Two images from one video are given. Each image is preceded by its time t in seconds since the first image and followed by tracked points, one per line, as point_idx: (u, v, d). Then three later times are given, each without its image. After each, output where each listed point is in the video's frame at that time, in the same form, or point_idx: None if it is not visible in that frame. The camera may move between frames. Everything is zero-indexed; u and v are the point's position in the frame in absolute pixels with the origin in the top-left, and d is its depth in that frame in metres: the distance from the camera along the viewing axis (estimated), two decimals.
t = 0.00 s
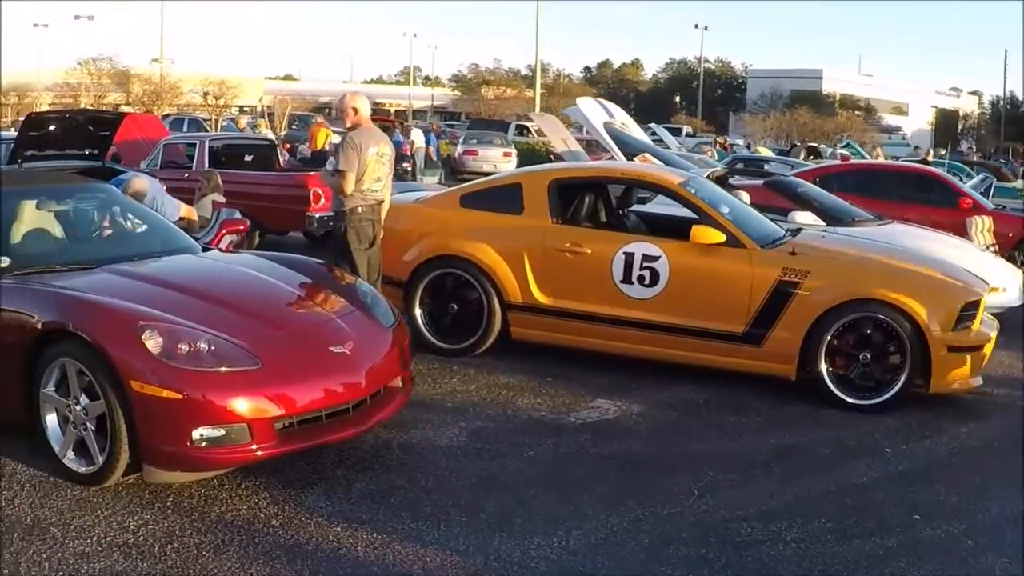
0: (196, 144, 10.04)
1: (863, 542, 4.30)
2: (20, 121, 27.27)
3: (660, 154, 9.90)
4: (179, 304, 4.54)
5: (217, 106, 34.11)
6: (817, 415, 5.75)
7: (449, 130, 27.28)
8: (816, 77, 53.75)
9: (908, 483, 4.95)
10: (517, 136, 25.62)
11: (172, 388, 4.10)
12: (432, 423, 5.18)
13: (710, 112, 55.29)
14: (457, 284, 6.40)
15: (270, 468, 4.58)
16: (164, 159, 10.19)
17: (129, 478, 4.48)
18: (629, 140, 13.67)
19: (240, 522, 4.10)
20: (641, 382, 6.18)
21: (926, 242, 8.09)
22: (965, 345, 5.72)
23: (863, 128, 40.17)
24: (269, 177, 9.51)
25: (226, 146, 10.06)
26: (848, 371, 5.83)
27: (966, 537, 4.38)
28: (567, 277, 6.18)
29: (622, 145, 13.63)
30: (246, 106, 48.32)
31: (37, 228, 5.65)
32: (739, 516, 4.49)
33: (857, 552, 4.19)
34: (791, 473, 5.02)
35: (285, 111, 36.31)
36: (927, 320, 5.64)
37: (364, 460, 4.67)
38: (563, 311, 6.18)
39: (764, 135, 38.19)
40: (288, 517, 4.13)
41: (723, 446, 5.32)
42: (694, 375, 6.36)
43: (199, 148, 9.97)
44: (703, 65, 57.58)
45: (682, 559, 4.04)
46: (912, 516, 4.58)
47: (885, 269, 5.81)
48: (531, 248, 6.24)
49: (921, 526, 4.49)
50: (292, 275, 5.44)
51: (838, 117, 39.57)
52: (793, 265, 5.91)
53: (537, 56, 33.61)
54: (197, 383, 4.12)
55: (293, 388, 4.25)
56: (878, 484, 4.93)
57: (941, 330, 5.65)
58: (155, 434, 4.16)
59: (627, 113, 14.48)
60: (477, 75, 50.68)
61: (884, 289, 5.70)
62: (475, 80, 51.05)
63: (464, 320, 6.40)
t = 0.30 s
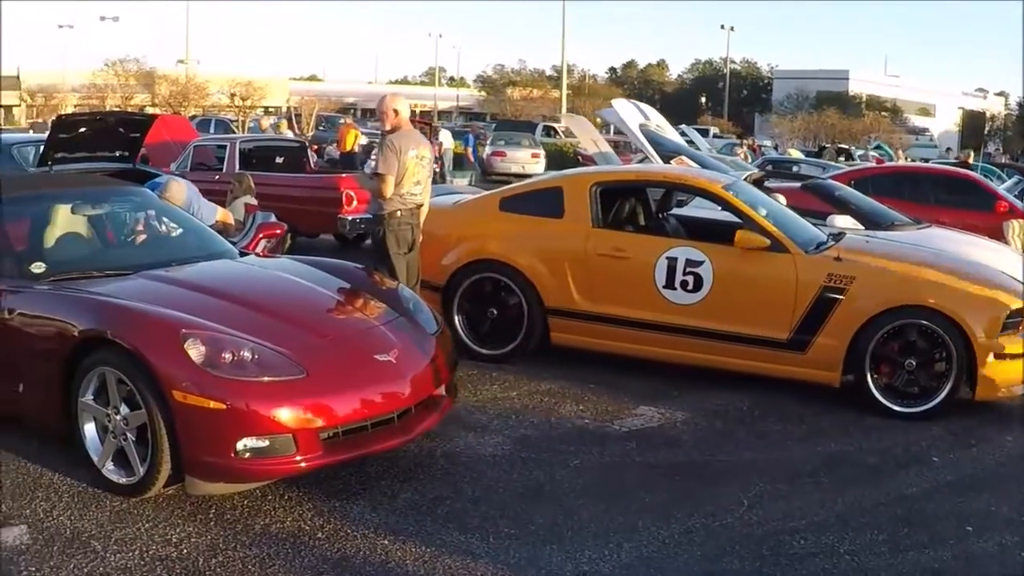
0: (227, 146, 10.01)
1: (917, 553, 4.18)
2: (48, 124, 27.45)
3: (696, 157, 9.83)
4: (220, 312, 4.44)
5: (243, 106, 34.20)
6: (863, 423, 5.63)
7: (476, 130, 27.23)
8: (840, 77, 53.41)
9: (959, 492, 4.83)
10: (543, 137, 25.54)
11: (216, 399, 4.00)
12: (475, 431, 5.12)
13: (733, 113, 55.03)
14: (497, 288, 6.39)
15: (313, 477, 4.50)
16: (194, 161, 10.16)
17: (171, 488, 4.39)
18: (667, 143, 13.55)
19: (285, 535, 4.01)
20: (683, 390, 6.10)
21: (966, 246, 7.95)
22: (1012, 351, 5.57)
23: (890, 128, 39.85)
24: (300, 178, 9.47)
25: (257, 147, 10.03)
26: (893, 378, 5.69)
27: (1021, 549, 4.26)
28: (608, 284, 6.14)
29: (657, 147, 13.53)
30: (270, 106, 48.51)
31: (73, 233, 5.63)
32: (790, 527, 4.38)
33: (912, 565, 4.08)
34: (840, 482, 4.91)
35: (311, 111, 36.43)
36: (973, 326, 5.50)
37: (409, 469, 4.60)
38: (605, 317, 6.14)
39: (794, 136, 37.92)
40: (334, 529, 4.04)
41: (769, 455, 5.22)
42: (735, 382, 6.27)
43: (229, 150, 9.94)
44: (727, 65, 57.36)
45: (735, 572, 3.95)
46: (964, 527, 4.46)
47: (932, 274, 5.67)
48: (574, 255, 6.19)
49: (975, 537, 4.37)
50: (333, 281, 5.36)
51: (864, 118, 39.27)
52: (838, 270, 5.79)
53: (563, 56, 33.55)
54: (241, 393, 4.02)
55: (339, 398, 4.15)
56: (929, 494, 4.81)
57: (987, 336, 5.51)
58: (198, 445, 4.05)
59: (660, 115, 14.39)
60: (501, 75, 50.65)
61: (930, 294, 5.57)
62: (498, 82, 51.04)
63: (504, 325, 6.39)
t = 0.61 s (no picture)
0: (259, 148, 10.04)
1: (965, 559, 4.12)
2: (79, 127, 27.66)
3: (729, 159, 9.78)
4: (264, 315, 4.42)
5: (270, 108, 34.38)
6: (904, 427, 5.56)
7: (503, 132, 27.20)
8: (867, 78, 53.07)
9: (1005, 497, 4.75)
10: (571, 139, 25.52)
11: (261, 403, 3.98)
12: (516, 434, 5.10)
13: (758, 114, 54.80)
14: (535, 291, 6.37)
15: (355, 482, 4.48)
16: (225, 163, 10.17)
17: (214, 493, 4.37)
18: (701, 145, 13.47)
19: (330, 539, 3.98)
20: (722, 393, 6.05)
21: (1006, 249, 7.85)
22: None
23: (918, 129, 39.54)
24: (333, 180, 9.48)
25: (289, 149, 10.05)
26: (933, 382, 5.62)
27: None
28: (646, 286, 6.10)
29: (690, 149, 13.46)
30: (296, 107, 48.69)
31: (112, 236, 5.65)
32: (836, 532, 4.33)
33: (961, 571, 4.01)
34: (886, 486, 4.85)
35: (337, 113, 36.53)
36: (1014, 331, 5.40)
37: (452, 474, 4.57)
38: (643, 319, 6.10)
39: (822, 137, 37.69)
40: (380, 534, 4.01)
41: (811, 459, 5.16)
42: (775, 385, 6.22)
43: (261, 152, 9.96)
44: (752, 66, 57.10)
45: None
46: (1011, 532, 4.38)
47: (974, 278, 5.57)
48: (612, 258, 6.16)
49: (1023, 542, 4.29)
50: (372, 283, 5.34)
51: (892, 119, 38.99)
52: (879, 273, 5.71)
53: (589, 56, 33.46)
54: (286, 397, 3.99)
55: (384, 402, 4.13)
56: (974, 498, 4.73)
57: None
58: (244, 449, 4.03)
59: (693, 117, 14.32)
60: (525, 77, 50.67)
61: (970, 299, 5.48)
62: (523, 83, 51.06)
63: (542, 328, 6.37)
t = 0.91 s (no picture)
0: (291, 149, 10.10)
1: (1007, 560, 4.10)
2: (110, 130, 27.91)
3: (761, 163, 9.76)
4: (311, 315, 4.47)
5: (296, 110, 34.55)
6: (943, 430, 5.54)
7: (529, 136, 27.22)
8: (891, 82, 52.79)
9: None
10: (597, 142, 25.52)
11: (311, 402, 4.02)
12: (557, 435, 5.12)
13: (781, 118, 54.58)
14: (572, 293, 6.38)
15: (400, 481, 4.51)
16: (257, 164, 10.24)
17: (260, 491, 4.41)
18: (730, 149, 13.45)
19: (378, 537, 4.01)
20: (759, 396, 6.05)
21: None
22: None
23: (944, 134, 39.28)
24: (366, 181, 9.53)
25: (321, 151, 10.12)
26: (968, 387, 5.58)
27: None
28: (683, 289, 6.11)
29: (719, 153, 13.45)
30: (324, 111, 48.85)
31: (153, 236, 5.71)
32: (876, 533, 4.33)
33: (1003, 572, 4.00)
34: (926, 488, 4.83)
35: (362, 115, 36.69)
36: None
37: (495, 473, 4.60)
38: (679, 321, 6.11)
39: (849, 142, 37.53)
40: (427, 532, 4.04)
41: (849, 460, 5.16)
42: (811, 388, 6.21)
43: (294, 153, 10.03)
44: (777, 70, 56.87)
45: None
46: None
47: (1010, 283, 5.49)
48: (650, 261, 6.18)
49: None
50: (414, 284, 5.38)
51: (918, 124, 38.75)
52: (914, 278, 5.66)
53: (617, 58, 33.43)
54: (336, 396, 4.03)
55: (431, 402, 4.16)
56: (1015, 500, 4.71)
57: None
58: (293, 447, 4.07)
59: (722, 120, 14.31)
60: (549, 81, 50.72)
61: (1006, 305, 5.42)
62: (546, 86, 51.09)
63: (579, 330, 6.39)
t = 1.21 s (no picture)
0: (325, 148, 10.19)
1: None
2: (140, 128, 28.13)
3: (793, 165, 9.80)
4: (359, 313, 4.53)
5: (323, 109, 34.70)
6: (980, 431, 5.55)
7: (557, 135, 27.24)
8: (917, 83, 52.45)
9: None
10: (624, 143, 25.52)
11: (361, 399, 4.08)
12: (597, 433, 5.17)
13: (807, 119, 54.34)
14: (610, 293, 6.44)
15: (444, 478, 4.57)
16: (290, 163, 10.33)
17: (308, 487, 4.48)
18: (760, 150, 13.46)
19: (427, 533, 4.07)
20: (796, 396, 6.08)
21: None
22: None
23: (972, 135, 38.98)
24: (400, 180, 9.61)
25: (354, 150, 10.20)
26: (1002, 388, 5.56)
27: None
28: (720, 290, 6.14)
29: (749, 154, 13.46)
30: (349, 109, 49.05)
31: (196, 233, 5.80)
32: (915, 531, 4.35)
33: None
34: (966, 487, 4.85)
35: (389, 114, 36.83)
36: None
37: (538, 470, 4.65)
38: (717, 322, 6.14)
39: (877, 143, 37.36)
40: (474, 528, 4.09)
41: (886, 460, 5.18)
42: (848, 388, 6.22)
43: (328, 152, 10.12)
44: (803, 70, 56.62)
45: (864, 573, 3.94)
46: None
47: None
48: (687, 262, 6.22)
49: None
50: (456, 283, 5.44)
51: (946, 125, 38.49)
52: (951, 279, 5.66)
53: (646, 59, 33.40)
54: (385, 393, 4.09)
55: (478, 400, 4.21)
56: None
57: None
58: (343, 443, 4.13)
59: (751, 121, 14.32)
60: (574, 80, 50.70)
61: None
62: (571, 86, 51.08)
63: (617, 330, 6.45)
